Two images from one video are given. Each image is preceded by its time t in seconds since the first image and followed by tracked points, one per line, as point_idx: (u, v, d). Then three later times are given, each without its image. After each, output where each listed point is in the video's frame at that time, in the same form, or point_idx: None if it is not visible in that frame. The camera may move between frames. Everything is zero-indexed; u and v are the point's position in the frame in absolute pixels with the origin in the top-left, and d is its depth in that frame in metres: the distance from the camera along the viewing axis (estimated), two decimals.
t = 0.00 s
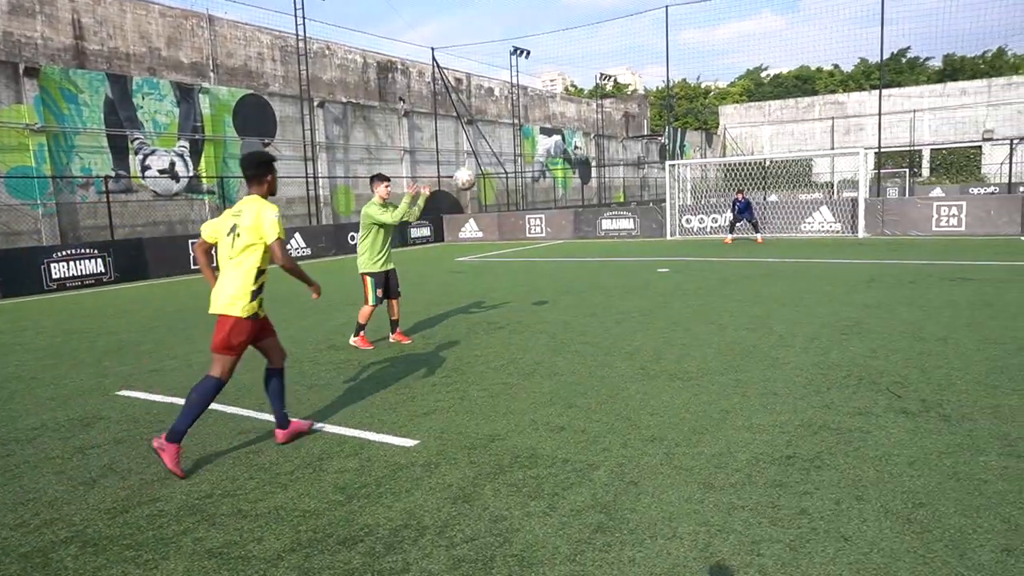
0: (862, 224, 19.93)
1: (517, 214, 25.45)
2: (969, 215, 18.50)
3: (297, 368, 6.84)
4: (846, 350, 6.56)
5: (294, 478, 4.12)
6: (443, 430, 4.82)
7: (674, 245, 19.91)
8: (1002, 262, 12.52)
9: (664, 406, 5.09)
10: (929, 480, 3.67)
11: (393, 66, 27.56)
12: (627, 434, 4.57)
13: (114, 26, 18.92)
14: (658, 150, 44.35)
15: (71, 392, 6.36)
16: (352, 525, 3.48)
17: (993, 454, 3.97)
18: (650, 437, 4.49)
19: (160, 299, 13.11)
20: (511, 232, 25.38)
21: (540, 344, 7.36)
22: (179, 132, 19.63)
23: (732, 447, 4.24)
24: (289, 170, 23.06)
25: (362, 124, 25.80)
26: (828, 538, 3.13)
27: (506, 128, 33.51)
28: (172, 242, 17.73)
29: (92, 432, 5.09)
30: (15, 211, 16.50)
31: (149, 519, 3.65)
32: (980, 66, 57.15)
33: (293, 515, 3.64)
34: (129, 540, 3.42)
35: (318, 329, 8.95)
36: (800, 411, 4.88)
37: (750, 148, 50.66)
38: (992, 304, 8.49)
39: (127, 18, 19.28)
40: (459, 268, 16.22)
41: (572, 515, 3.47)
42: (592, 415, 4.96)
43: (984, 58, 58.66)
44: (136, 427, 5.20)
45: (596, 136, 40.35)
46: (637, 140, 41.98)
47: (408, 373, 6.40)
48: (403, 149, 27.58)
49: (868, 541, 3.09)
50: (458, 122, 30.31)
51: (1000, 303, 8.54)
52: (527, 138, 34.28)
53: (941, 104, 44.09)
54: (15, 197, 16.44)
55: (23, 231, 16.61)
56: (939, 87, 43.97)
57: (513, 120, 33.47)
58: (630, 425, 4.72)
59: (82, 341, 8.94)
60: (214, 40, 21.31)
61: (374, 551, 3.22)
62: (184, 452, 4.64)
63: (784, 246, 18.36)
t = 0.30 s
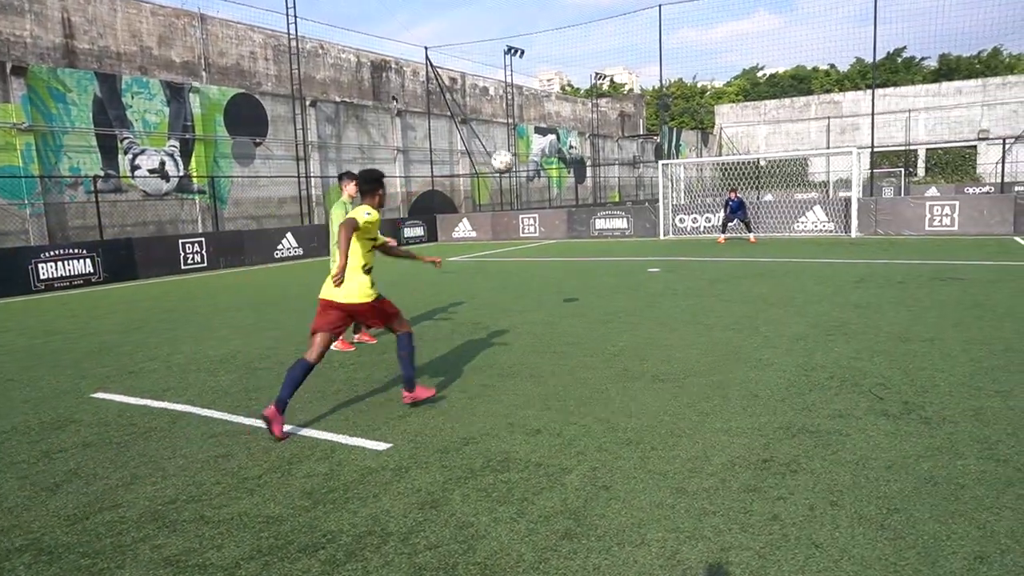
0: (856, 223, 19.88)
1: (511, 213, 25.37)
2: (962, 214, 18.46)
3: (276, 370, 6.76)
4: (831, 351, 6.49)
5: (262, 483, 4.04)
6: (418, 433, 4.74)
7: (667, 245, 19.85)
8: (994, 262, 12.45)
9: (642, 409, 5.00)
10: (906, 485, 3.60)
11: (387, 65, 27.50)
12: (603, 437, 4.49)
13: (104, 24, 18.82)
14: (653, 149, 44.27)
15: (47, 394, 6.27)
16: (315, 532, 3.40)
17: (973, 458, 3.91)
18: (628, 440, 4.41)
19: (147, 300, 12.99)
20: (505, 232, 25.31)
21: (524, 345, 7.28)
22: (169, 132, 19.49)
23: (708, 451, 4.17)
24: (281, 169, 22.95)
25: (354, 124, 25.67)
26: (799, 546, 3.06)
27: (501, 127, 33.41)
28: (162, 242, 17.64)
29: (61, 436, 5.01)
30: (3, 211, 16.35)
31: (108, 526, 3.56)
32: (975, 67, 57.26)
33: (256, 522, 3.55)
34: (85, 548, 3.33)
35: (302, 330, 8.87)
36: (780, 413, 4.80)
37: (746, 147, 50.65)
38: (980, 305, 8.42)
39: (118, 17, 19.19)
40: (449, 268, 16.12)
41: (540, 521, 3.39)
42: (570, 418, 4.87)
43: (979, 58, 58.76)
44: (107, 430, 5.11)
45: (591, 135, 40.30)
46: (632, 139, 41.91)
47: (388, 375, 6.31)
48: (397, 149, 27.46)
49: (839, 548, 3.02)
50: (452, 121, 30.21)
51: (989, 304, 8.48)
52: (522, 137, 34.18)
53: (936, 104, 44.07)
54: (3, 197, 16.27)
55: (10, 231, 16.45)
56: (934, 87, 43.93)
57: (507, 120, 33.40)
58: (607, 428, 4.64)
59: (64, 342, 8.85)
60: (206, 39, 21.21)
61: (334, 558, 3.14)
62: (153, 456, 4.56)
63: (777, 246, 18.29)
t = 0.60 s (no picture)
0: (849, 222, 19.77)
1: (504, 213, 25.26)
2: (955, 212, 18.35)
3: (250, 372, 6.66)
4: (814, 352, 6.37)
5: (219, 489, 3.95)
6: (384, 437, 4.64)
7: (659, 244, 19.73)
8: (985, 261, 12.37)
9: (614, 412, 4.90)
10: (876, 491, 3.50)
11: (381, 65, 27.44)
12: (572, 441, 4.39)
13: (94, 24, 18.77)
14: (649, 148, 44.14)
15: (15, 397, 6.17)
16: (266, 541, 3.30)
17: (946, 461, 3.81)
18: (596, 445, 4.30)
19: (132, 301, 12.88)
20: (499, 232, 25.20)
21: (503, 347, 7.17)
22: (158, 131, 19.36)
23: (678, 456, 4.07)
24: (272, 169, 22.82)
25: (346, 123, 25.49)
26: (760, 555, 2.96)
27: (495, 126, 33.30)
28: (150, 242, 17.53)
29: (22, 441, 4.91)
30: None
31: (54, 536, 3.46)
32: (971, 65, 57.22)
33: (206, 530, 3.45)
34: (28, 560, 3.23)
35: (282, 332, 8.76)
36: (755, 416, 4.70)
37: (743, 146, 50.56)
38: (968, 304, 8.32)
39: (108, 16, 19.12)
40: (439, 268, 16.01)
41: (497, 529, 3.29)
42: (540, 422, 4.77)
43: (975, 56, 58.75)
44: (69, 435, 5.01)
45: (587, 135, 40.20)
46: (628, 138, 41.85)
47: (362, 378, 6.20)
48: (389, 148, 27.30)
49: (801, 558, 2.92)
50: (445, 121, 30.06)
51: (977, 302, 8.38)
52: (516, 137, 34.04)
53: (932, 102, 43.98)
54: None
55: None
56: (930, 85, 43.84)
57: (502, 119, 33.30)
58: (577, 432, 4.54)
59: (42, 343, 8.74)
60: (197, 39, 21.14)
61: (280, 569, 3.04)
62: (112, 461, 4.46)
63: (769, 244, 18.20)
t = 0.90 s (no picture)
0: (838, 223, 19.74)
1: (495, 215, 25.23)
2: (944, 213, 18.34)
3: (219, 375, 6.59)
4: (785, 354, 6.33)
5: (166, 496, 3.89)
6: (341, 444, 4.59)
7: (648, 246, 19.69)
8: (970, 261, 12.34)
9: (576, 416, 4.84)
10: (827, 497, 3.45)
11: (373, 66, 27.48)
12: (528, 447, 4.33)
13: (83, 25, 18.71)
14: (644, 149, 44.16)
15: None
16: (204, 550, 3.24)
17: (902, 467, 3.76)
18: (553, 450, 4.25)
19: (115, 304, 12.82)
20: (490, 233, 25.17)
21: (476, 350, 7.12)
22: (145, 133, 19.30)
23: (633, 461, 4.01)
24: (261, 171, 22.77)
25: (336, 125, 25.40)
26: (700, 564, 2.91)
27: (488, 127, 33.26)
28: (137, 244, 17.46)
29: None
30: None
31: None
32: (966, 65, 57.30)
33: (146, 539, 3.39)
34: None
35: (259, 334, 8.71)
36: (716, 421, 4.64)
37: (737, 147, 50.57)
38: (947, 305, 8.28)
39: (96, 17, 19.07)
40: (425, 270, 15.95)
41: (439, 538, 3.25)
42: (500, 427, 4.71)
43: (969, 57, 58.91)
44: (25, 441, 4.94)
45: (581, 136, 40.20)
46: (622, 139, 41.81)
47: (331, 382, 6.14)
48: (380, 150, 27.26)
49: (741, 567, 2.86)
50: (437, 123, 29.98)
51: (956, 304, 8.33)
52: (509, 138, 33.98)
53: (926, 102, 44.00)
54: None
55: None
56: (924, 85, 43.84)
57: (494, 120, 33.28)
58: (535, 437, 4.48)
59: (16, 347, 8.68)
60: (187, 40, 21.09)
61: None
62: (63, 468, 4.39)
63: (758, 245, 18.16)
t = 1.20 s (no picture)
0: (827, 225, 19.76)
1: (486, 218, 25.23)
2: (932, 215, 18.33)
3: (184, 380, 6.57)
4: (751, 358, 6.31)
5: (109, 502, 3.87)
6: (293, 449, 4.58)
7: (636, 248, 19.67)
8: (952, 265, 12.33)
9: (531, 422, 4.82)
10: (765, 503, 3.43)
11: (366, 69, 27.53)
12: (479, 453, 4.32)
13: (72, 28, 18.74)
14: (638, 152, 44.20)
15: None
16: (136, 557, 3.23)
17: (845, 473, 3.74)
18: (501, 456, 4.23)
19: (96, 307, 12.79)
20: (481, 236, 25.17)
21: (445, 354, 7.10)
22: (132, 136, 19.29)
23: (579, 467, 4.00)
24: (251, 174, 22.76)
25: (327, 128, 25.41)
26: (626, 572, 2.88)
27: (481, 130, 33.28)
28: (124, 248, 17.44)
29: None
30: None
31: None
32: (961, 67, 57.37)
33: (81, 546, 3.37)
34: None
35: (233, 338, 8.69)
36: (669, 426, 4.62)
37: (733, 149, 50.59)
38: (922, 309, 8.26)
39: (86, 20, 19.10)
40: (410, 273, 15.94)
41: (372, 545, 3.24)
42: (454, 433, 4.70)
43: (964, 59, 59.02)
44: None
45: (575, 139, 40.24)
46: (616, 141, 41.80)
47: (294, 386, 6.13)
48: (372, 153, 27.26)
49: None
50: (429, 126, 30.01)
51: (930, 307, 8.33)
52: (502, 140, 34.01)
53: (921, 105, 44.02)
54: None
55: None
56: (919, 87, 43.91)
57: (488, 123, 33.31)
58: (487, 443, 4.47)
59: None
60: (178, 43, 21.12)
61: None
62: (12, 474, 4.37)
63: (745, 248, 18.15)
